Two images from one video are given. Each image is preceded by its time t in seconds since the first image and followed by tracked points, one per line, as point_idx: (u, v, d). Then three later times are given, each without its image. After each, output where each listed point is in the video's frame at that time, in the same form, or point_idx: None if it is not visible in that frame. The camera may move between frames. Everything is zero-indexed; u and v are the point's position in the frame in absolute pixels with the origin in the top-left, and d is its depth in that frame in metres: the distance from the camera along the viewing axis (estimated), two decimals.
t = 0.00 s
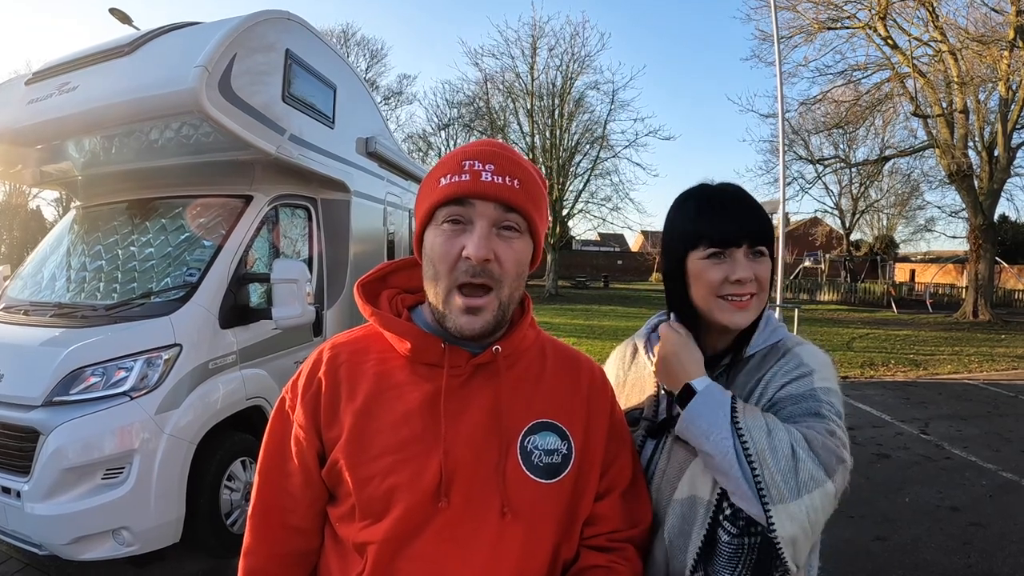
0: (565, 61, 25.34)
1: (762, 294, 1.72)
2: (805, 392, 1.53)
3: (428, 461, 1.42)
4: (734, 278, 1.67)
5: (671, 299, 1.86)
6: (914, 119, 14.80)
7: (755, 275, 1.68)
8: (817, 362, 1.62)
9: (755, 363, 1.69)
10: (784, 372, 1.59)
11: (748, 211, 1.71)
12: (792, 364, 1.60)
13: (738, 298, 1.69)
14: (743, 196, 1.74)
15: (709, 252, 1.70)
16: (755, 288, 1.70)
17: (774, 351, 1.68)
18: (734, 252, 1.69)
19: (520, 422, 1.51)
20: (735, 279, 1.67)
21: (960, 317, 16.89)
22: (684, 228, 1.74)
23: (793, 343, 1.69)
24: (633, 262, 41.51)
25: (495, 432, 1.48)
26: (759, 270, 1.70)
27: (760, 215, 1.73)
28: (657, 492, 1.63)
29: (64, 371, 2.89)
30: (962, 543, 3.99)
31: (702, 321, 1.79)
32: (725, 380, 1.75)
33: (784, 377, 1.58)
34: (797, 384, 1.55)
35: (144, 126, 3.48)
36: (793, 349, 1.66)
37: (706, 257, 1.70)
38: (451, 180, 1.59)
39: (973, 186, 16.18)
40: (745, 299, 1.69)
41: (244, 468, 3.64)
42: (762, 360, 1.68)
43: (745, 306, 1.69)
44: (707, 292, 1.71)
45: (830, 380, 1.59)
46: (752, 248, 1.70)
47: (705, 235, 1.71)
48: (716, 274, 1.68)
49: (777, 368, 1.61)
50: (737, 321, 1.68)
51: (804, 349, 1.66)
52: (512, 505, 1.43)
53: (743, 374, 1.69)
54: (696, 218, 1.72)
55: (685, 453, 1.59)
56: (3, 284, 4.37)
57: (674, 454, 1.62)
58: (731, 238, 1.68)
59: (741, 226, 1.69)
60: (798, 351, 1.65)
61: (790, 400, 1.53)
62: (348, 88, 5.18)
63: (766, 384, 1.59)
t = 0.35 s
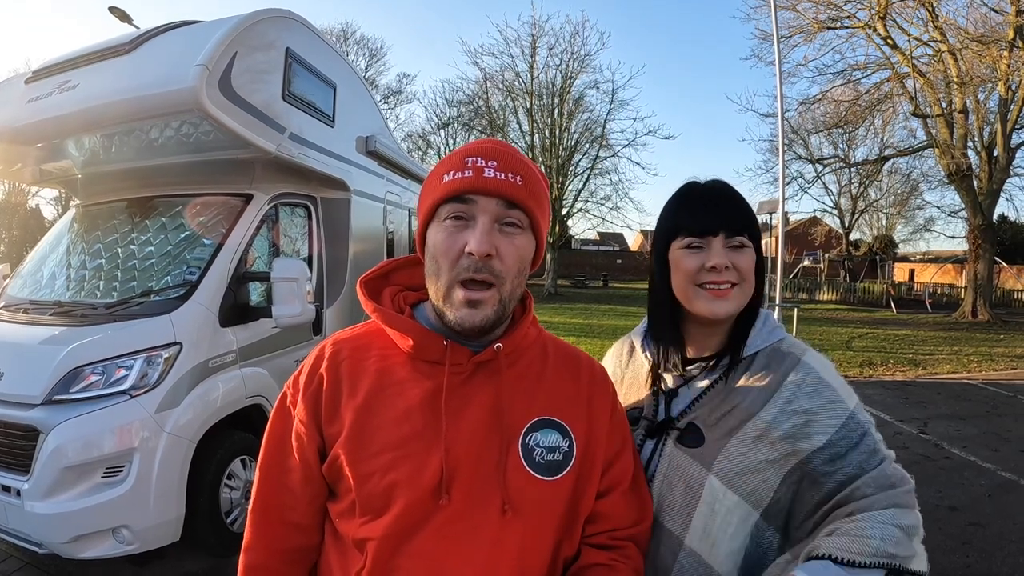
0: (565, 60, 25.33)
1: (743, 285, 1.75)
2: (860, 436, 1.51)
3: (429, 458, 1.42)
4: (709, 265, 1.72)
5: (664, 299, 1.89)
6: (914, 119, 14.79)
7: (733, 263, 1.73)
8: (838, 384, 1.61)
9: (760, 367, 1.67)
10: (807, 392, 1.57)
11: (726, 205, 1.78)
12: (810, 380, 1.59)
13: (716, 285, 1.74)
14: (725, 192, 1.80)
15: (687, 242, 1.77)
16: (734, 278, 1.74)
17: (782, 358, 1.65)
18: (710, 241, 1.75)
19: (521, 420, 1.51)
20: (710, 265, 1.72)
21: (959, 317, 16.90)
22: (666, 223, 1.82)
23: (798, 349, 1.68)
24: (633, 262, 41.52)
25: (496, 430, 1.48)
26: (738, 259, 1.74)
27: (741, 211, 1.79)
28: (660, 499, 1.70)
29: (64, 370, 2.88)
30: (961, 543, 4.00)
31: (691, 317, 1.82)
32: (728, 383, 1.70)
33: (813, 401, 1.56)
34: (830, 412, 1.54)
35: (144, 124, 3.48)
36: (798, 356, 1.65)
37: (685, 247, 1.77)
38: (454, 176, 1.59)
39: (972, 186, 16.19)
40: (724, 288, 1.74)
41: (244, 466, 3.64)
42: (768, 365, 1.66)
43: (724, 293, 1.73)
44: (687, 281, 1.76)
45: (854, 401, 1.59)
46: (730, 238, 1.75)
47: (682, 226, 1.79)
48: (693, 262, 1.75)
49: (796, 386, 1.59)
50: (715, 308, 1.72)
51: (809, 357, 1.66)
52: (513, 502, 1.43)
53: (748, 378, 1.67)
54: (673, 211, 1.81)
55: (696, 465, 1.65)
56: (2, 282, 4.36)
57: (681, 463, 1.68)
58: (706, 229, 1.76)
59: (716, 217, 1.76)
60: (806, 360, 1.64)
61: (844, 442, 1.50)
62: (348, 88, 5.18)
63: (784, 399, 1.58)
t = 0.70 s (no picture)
0: (564, 59, 25.32)
1: (739, 283, 1.73)
2: (870, 446, 1.54)
3: (433, 463, 1.42)
4: (703, 263, 1.72)
5: (664, 300, 1.89)
6: (914, 119, 14.79)
7: (728, 262, 1.72)
8: (842, 392, 1.60)
9: (759, 371, 1.66)
10: (810, 401, 1.58)
11: (723, 205, 1.78)
12: (812, 389, 1.59)
13: (710, 284, 1.73)
14: (724, 192, 1.80)
15: (682, 241, 1.77)
16: (729, 276, 1.73)
17: (785, 363, 1.64)
18: (706, 239, 1.75)
19: (526, 424, 1.50)
20: (703, 263, 1.72)
21: (958, 317, 16.91)
22: (666, 224, 1.83)
23: (800, 353, 1.67)
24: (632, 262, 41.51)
25: (501, 434, 1.48)
26: (733, 258, 1.73)
27: (739, 210, 1.78)
28: (660, 506, 1.69)
29: (63, 371, 2.87)
30: (961, 544, 4.00)
31: (689, 318, 1.83)
32: (726, 388, 1.69)
33: (815, 411, 1.57)
34: (832, 422, 1.56)
35: (143, 124, 3.47)
36: (802, 360, 1.65)
37: (681, 246, 1.78)
38: (459, 179, 1.59)
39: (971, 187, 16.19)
40: (718, 287, 1.73)
41: (243, 467, 3.63)
42: (767, 369, 1.65)
43: (718, 291, 1.72)
44: (682, 279, 1.77)
45: (859, 409, 1.59)
46: (725, 237, 1.75)
47: (679, 227, 1.80)
48: (687, 260, 1.75)
49: (800, 396, 1.59)
50: (708, 306, 1.72)
51: (812, 362, 1.65)
52: (518, 507, 1.42)
53: (744, 380, 1.67)
54: (671, 213, 1.82)
55: (693, 474, 1.65)
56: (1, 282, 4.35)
57: (679, 471, 1.67)
58: (700, 228, 1.76)
59: (711, 216, 1.76)
60: (809, 366, 1.63)
61: (851, 451, 1.53)
62: (347, 87, 5.17)
63: (785, 408, 1.58)
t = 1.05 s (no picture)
0: (564, 59, 25.33)
1: (741, 285, 1.73)
2: (870, 450, 1.54)
3: (428, 464, 1.41)
4: (704, 265, 1.72)
5: (665, 302, 1.89)
6: (913, 120, 14.80)
7: (729, 263, 1.72)
8: (844, 395, 1.60)
9: (760, 373, 1.66)
10: (811, 405, 1.58)
11: (724, 206, 1.78)
12: (814, 392, 1.59)
13: (711, 285, 1.73)
14: (725, 194, 1.80)
15: (683, 243, 1.77)
16: (731, 278, 1.73)
17: (787, 365, 1.64)
18: (706, 240, 1.75)
19: (520, 425, 1.50)
20: (704, 264, 1.72)
21: (957, 318, 16.91)
22: (665, 226, 1.83)
23: (802, 355, 1.67)
24: (631, 262, 41.50)
25: (496, 435, 1.48)
26: (734, 259, 1.73)
27: (741, 211, 1.78)
28: (659, 508, 1.69)
29: (61, 370, 2.87)
30: (959, 545, 4.00)
31: (690, 319, 1.82)
32: (727, 391, 1.69)
33: (817, 414, 1.57)
34: (833, 426, 1.56)
35: (142, 123, 3.46)
36: (804, 363, 1.65)
37: (681, 247, 1.78)
38: (452, 180, 1.59)
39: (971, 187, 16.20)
40: (719, 289, 1.73)
41: (241, 467, 3.62)
42: (769, 371, 1.65)
43: (720, 293, 1.72)
44: (682, 281, 1.77)
45: (860, 413, 1.60)
46: (726, 238, 1.74)
47: (679, 228, 1.80)
48: (687, 262, 1.75)
49: (800, 398, 1.59)
50: (710, 308, 1.72)
51: (814, 365, 1.65)
52: (512, 508, 1.42)
53: (744, 382, 1.67)
54: (671, 213, 1.82)
55: (693, 476, 1.64)
56: None
57: (679, 473, 1.67)
58: (702, 229, 1.76)
59: (712, 217, 1.76)
60: (810, 369, 1.63)
61: (850, 455, 1.54)
62: (346, 87, 5.16)
63: (787, 411, 1.58)
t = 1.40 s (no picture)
0: (563, 59, 25.31)
1: (744, 279, 1.73)
2: (869, 445, 1.55)
3: (431, 459, 1.41)
4: (707, 260, 1.72)
5: (666, 297, 1.89)
6: (913, 119, 14.81)
7: (731, 257, 1.72)
8: (846, 389, 1.61)
9: (762, 367, 1.66)
10: (814, 399, 1.59)
11: (727, 200, 1.77)
12: (817, 386, 1.60)
13: (713, 280, 1.73)
14: (726, 187, 1.80)
15: (686, 237, 1.77)
16: (733, 272, 1.73)
17: (789, 359, 1.64)
18: (709, 235, 1.75)
19: (523, 420, 1.50)
20: (708, 258, 1.72)
21: (956, 317, 16.93)
22: (667, 221, 1.83)
23: (805, 349, 1.68)
24: (631, 261, 41.53)
25: (498, 430, 1.48)
26: (737, 253, 1.73)
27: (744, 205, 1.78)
28: (660, 501, 1.69)
29: (61, 368, 2.87)
30: (959, 543, 4.00)
31: (692, 313, 1.82)
32: (727, 383, 1.69)
33: (819, 408, 1.58)
34: (833, 422, 1.56)
35: (142, 121, 3.46)
36: (807, 356, 1.65)
37: (684, 241, 1.78)
38: (450, 176, 1.59)
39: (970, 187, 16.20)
40: (723, 283, 1.73)
41: (241, 465, 3.62)
42: (771, 364, 1.65)
43: (723, 287, 1.73)
44: (685, 275, 1.77)
45: (861, 407, 1.60)
46: (729, 231, 1.74)
47: (681, 223, 1.80)
48: (689, 256, 1.75)
49: (803, 391, 1.59)
50: (712, 302, 1.72)
51: (817, 359, 1.65)
52: (514, 503, 1.42)
53: (745, 375, 1.67)
54: (673, 208, 1.82)
55: (694, 468, 1.65)
56: None
57: (680, 465, 1.67)
58: (706, 223, 1.76)
59: (714, 212, 1.76)
60: (813, 363, 1.63)
61: (852, 449, 1.54)
62: (346, 85, 5.16)
63: (789, 403, 1.59)
